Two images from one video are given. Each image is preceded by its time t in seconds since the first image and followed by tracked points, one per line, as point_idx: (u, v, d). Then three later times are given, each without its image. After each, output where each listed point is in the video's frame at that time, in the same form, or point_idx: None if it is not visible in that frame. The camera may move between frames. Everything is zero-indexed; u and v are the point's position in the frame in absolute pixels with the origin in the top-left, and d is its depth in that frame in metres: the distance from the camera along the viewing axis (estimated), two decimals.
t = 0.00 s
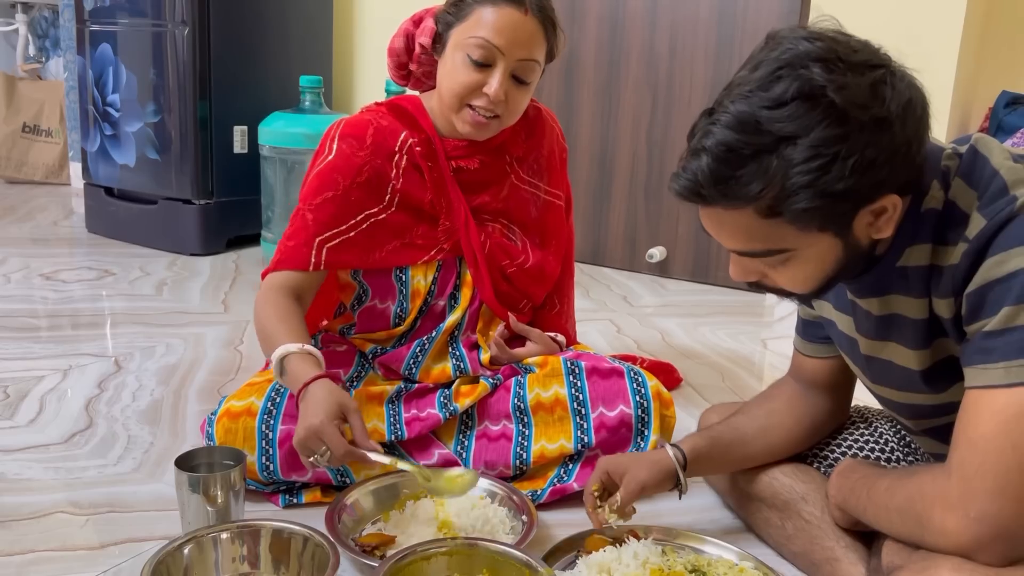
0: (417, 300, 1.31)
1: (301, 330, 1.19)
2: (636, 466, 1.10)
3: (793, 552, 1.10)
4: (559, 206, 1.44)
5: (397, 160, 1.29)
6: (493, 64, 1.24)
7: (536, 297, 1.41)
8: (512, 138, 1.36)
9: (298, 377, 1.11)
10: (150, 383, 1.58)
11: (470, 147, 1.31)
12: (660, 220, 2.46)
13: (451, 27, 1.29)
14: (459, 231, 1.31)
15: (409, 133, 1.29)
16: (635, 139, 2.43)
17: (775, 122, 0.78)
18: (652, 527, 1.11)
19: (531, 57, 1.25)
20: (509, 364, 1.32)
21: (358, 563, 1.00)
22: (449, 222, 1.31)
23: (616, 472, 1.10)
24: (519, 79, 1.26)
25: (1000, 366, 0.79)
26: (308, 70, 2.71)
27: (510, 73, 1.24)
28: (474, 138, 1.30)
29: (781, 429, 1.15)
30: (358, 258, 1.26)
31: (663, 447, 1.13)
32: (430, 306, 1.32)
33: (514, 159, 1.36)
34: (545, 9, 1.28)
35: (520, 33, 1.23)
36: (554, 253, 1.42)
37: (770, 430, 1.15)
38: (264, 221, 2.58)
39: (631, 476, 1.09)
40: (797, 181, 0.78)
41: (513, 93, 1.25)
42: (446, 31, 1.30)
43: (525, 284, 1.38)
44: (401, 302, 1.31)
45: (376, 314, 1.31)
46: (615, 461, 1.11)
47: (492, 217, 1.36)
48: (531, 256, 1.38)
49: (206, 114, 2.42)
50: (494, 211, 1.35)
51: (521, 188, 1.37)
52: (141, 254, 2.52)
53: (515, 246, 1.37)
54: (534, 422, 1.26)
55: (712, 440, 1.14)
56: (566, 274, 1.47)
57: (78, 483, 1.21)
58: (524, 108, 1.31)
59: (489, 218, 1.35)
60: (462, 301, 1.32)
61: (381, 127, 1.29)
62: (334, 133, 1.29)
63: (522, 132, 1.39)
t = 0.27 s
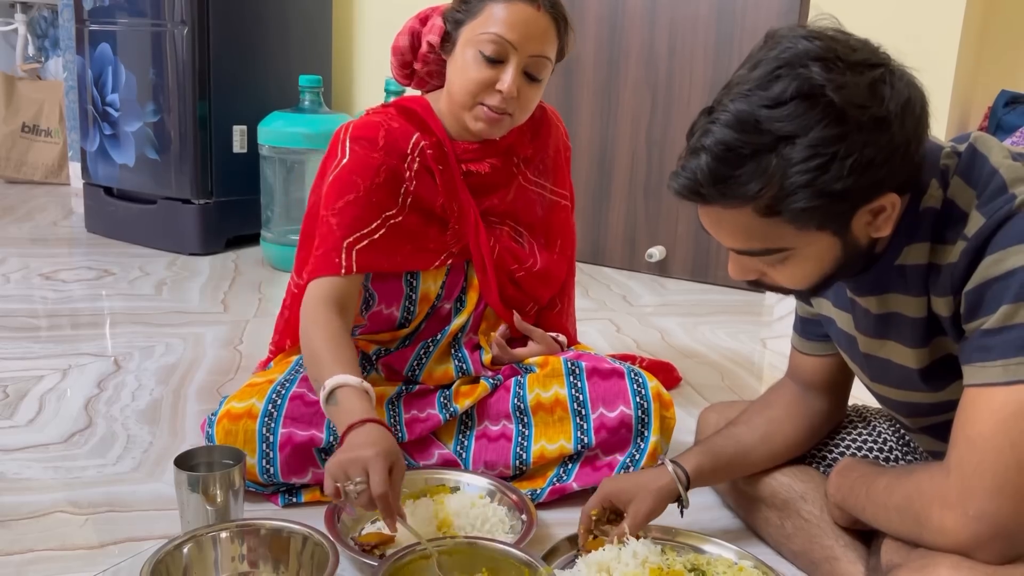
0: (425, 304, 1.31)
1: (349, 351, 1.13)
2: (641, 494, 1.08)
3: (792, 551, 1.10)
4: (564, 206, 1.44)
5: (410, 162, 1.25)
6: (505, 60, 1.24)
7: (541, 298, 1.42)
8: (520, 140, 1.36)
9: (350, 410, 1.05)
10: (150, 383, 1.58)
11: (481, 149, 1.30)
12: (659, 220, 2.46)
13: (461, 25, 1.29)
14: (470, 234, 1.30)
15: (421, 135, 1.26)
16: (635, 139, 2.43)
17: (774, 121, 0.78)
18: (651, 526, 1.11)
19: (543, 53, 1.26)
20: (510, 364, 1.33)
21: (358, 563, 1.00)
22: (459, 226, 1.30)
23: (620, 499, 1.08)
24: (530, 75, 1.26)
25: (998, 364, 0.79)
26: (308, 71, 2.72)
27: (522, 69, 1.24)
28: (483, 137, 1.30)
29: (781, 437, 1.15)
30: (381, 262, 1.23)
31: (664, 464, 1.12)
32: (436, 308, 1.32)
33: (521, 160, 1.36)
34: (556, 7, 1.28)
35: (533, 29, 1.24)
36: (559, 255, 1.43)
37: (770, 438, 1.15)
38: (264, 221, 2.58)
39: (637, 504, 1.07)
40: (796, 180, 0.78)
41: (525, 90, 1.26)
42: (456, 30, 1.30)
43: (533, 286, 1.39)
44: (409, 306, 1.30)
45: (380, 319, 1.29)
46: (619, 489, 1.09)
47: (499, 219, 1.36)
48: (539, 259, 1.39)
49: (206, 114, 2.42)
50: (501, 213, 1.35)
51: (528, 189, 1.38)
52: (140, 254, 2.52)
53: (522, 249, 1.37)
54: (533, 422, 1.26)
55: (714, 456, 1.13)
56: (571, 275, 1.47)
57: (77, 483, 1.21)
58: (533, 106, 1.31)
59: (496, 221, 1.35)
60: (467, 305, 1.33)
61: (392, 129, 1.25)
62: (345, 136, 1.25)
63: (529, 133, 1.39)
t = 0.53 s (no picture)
0: (428, 306, 1.30)
1: (358, 361, 1.12)
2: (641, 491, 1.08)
3: (792, 549, 1.10)
4: (569, 207, 1.44)
5: (415, 164, 1.25)
6: (513, 61, 1.23)
7: (543, 300, 1.42)
8: (525, 142, 1.35)
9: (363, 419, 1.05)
10: (149, 381, 1.58)
11: (487, 151, 1.30)
12: (658, 218, 2.46)
13: (468, 26, 1.28)
14: (475, 238, 1.30)
15: (426, 137, 1.26)
16: (634, 137, 2.43)
17: (774, 117, 0.78)
18: (650, 524, 1.11)
19: (551, 54, 1.25)
20: (509, 364, 1.33)
21: (357, 561, 1.00)
22: (464, 228, 1.29)
23: (620, 494, 1.08)
24: (538, 76, 1.26)
25: (998, 362, 0.79)
26: (307, 69, 2.71)
27: (530, 70, 1.24)
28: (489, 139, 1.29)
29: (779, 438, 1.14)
30: (387, 266, 1.22)
31: (663, 460, 1.12)
32: (438, 310, 1.32)
33: (526, 161, 1.36)
34: (564, 7, 1.28)
35: (542, 29, 1.23)
36: (562, 256, 1.43)
37: (770, 438, 1.15)
38: (263, 219, 2.58)
39: (634, 501, 1.07)
40: (796, 176, 0.78)
41: (533, 91, 1.25)
42: (462, 31, 1.30)
43: (535, 288, 1.39)
44: (412, 307, 1.29)
45: (384, 319, 1.28)
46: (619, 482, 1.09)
47: (503, 221, 1.36)
48: (542, 261, 1.39)
49: (205, 113, 2.42)
50: (505, 215, 1.35)
51: (532, 190, 1.37)
52: (139, 253, 2.52)
53: (526, 252, 1.37)
54: (533, 421, 1.26)
55: (713, 455, 1.13)
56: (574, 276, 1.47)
57: (76, 481, 1.21)
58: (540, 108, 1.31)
59: (500, 222, 1.35)
60: (468, 305, 1.33)
61: (397, 131, 1.24)
62: (348, 137, 1.24)
63: (534, 134, 1.38)
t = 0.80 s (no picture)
0: (426, 303, 1.29)
1: (348, 354, 1.13)
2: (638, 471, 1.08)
3: (791, 546, 1.10)
4: (566, 203, 1.44)
5: (412, 160, 1.24)
6: (510, 53, 1.23)
7: (541, 296, 1.41)
8: (522, 137, 1.36)
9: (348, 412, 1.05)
10: (147, 378, 1.58)
11: (484, 147, 1.29)
12: (658, 215, 2.46)
13: (468, 17, 1.28)
14: (472, 235, 1.29)
15: (423, 133, 1.26)
16: (634, 134, 2.43)
17: (777, 112, 0.78)
18: (649, 521, 1.11)
19: (549, 46, 1.25)
20: (508, 363, 1.32)
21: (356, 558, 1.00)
22: (462, 225, 1.29)
23: (618, 476, 1.08)
24: (536, 68, 1.26)
25: (998, 358, 0.79)
26: (306, 66, 2.71)
27: (528, 62, 1.24)
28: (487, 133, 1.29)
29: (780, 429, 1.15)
30: (382, 262, 1.22)
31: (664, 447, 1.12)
32: (437, 306, 1.31)
33: (524, 157, 1.36)
34: None
35: (538, 21, 1.23)
36: (560, 252, 1.42)
37: (770, 434, 1.15)
38: (262, 216, 2.58)
39: (633, 481, 1.07)
40: (798, 172, 0.78)
41: (530, 83, 1.25)
42: (458, 24, 1.29)
43: (533, 284, 1.39)
44: (410, 305, 1.28)
45: (381, 317, 1.27)
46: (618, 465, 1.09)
47: (501, 217, 1.35)
48: (540, 258, 1.38)
49: (204, 110, 2.41)
50: (503, 211, 1.35)
51: (530, 186, 1.37)
52: (138, 250, 2.52)
53: (524, 248, 1.36)
54: (532, 418, 1.26)
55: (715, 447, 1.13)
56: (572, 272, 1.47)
57: (74, 478, 1.21)
58: (538, 101, 1.31)
59: (498, 219, 1.35)
60: (467, 302, 1.32)
61: (394, 127, 1.24)
62: (345, 133, 1.24)
63: (531, 129, 1.39)
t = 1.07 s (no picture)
0: (419, 293, 1.30)
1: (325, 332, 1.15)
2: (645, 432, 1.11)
3: (790, 541, 1.10)
4: (560, 195, 1.43)
5: (400, 150, 1.26)
6: (496, 47, 1.23)
7: (536, 288, 1.40)
8: (514, 128, 1.35)
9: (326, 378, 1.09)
10: (146, 374, 1.57)
11: (474, 136, 1.29)
12: (657, 212, 2.45)
13: (453, 11, 1.28)
14: (463, 223, 1.29)
15: (411, 123, 1.27)
16: (633, 130, 2.42)
17: (773, 115, 0.77)
18: (648, 517, 1.11)
19: (535, 39, 1.25)
20: (506, 356, 1.32)
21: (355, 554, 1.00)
22: (453, 214, 1.29)
23: (628, 438, 1.10)
24: (522, 62, 1.26)
25: (998, 355, 0.79)
26: (305, 62, 2.71)
27: (514, 56, 1.24)
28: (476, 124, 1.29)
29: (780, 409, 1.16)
30: (366, 250, 1.23)
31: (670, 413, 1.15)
32: (431, 298, 1.32)
33: (516, 148, 1.36)
34: None
35: (523, 15, 1.23)
36: (554, 244, 1.41)
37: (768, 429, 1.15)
38: (261, 212, 2.57)
39: (643, 435, 1.10)
40: (796, 174, 0.77)
41: (517, 77, 1.25)
42: (446, 17, 1.29)
43: (527, 276, 1.37)
44: (403, 295, 1.29)
45: (375, 309, 1.29)
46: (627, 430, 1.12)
47: (493, 208, 1.35)
48: (533, 248, 1.37)
49: (202, 106, 2.41)
50: (494, 202, 1.34)
51: (523, 177, 1.37)
52: (137, 246, 2.51)
53: (517, 239, 1.35)
54: (531, 413, 1.26)
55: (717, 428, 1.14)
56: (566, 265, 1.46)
57: (73, 474, 1.21)
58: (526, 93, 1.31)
59: (490, 210, 1.34)
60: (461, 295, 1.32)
61: (383, 116, 1.26)
62: (335, 122, 1.26)
63: (523, 121, 1.38)
